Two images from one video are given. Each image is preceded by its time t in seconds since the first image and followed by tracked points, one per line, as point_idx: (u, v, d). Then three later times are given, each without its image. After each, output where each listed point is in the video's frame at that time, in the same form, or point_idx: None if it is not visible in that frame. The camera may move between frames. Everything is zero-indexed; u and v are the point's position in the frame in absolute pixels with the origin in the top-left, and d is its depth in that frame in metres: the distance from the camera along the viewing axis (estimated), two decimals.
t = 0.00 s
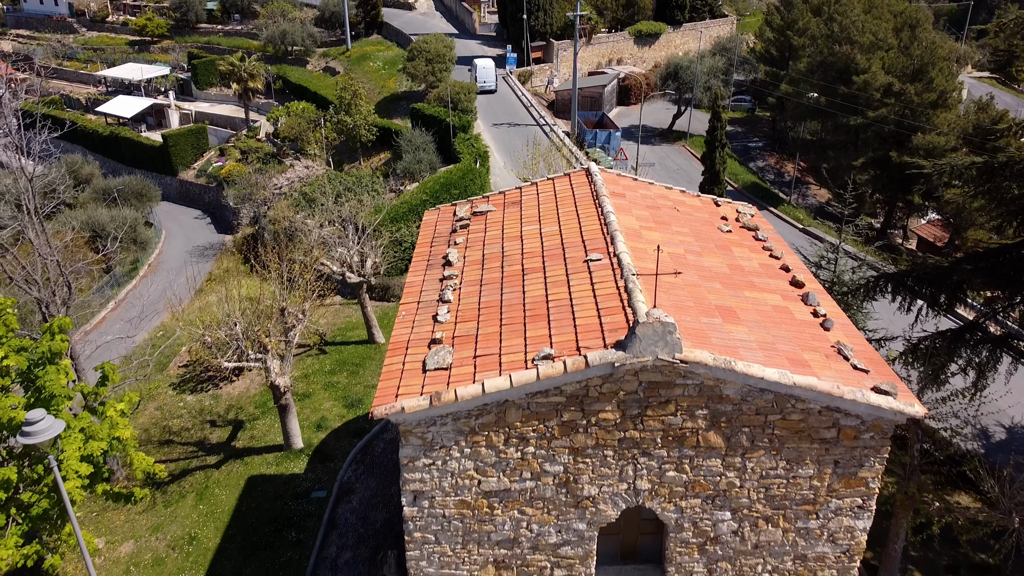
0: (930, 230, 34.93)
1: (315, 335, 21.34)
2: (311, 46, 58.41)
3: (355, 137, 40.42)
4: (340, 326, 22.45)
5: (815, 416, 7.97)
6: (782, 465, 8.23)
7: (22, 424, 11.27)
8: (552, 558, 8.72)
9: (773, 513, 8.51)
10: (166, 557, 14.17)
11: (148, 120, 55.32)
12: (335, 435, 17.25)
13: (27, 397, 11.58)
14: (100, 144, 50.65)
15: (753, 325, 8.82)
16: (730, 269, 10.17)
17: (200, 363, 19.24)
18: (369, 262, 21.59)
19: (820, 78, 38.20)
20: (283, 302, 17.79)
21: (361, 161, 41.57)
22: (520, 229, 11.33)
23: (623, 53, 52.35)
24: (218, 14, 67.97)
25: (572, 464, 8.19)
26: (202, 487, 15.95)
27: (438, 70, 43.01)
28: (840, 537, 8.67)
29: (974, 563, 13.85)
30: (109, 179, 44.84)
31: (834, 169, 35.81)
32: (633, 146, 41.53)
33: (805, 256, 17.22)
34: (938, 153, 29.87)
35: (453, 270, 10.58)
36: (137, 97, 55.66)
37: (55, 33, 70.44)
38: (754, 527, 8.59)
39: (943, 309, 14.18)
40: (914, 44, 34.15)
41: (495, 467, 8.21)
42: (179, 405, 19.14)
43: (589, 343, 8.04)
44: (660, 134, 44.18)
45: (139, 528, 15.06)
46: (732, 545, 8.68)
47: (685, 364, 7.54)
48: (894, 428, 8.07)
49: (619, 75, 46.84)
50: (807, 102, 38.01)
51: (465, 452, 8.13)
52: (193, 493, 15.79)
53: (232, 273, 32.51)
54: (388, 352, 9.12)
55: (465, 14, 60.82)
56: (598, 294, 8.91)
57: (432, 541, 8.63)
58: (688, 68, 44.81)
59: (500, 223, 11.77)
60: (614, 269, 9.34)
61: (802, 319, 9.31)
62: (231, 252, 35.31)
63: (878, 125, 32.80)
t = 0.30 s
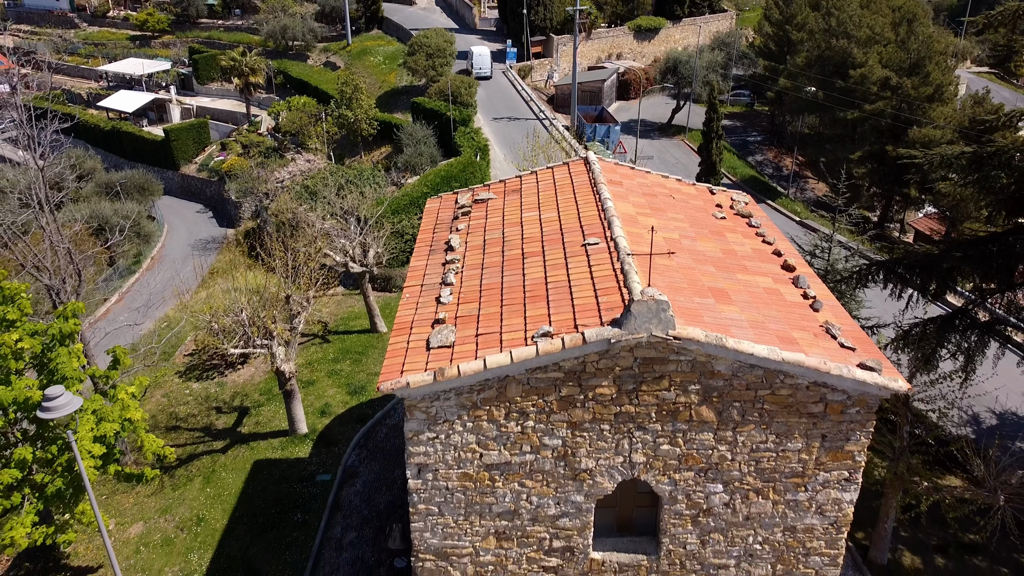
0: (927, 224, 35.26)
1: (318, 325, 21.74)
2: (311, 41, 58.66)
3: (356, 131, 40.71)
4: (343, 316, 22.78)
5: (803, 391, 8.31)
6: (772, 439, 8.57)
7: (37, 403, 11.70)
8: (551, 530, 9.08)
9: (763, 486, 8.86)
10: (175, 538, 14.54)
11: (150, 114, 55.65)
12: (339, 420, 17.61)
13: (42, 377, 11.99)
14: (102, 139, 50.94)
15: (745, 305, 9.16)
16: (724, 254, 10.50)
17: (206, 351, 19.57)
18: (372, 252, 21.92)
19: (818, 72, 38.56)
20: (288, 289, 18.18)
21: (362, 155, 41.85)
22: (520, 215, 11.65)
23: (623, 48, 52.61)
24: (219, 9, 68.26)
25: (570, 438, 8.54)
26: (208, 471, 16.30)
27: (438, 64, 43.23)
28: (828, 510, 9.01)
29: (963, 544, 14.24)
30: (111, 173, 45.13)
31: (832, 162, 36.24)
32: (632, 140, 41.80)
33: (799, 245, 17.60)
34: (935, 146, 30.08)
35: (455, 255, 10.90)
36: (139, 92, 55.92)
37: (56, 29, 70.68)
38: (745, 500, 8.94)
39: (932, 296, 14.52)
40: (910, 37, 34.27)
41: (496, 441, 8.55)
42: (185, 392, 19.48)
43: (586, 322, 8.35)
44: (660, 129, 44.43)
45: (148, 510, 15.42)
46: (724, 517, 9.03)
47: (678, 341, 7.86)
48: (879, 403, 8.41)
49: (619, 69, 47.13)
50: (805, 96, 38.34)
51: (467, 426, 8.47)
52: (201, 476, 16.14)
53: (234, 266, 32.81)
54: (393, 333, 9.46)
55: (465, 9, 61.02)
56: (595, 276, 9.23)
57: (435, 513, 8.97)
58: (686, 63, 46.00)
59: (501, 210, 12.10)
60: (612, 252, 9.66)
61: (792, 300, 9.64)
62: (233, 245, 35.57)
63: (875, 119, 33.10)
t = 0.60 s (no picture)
0: (923, 218, 35.45)
1: (322, 317, 22.16)
2: (312, 38, 58.99)
3: (357, 128, 41.10)
4: (345, 308, 23.13)
5: (792, 369, 8.65)
6: (762, 416, 8.91)
7: (51, 387, 12.03)
8: (550, 505, 9.43)
9: (754, 462, 9.21)
10: (183, 521, 14.88)
11: (152, 112, 56.14)
12: (342, 408, 17.98)
13: (54, 362, 12.30)
14: (105, 136, 51.35)
15: (736, 289, 9.51)
16: (718, 241, 10.85)
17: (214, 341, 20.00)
18: (374, 244, 22.26)
19: (815, 69, 38.96)
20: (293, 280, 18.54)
21: (363, 151, 42.19)
22: (520, 205, 11.99)
23: (622, 45, 52.92)
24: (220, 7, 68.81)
25: (568, 415, 8.89)
26: (215, 457, 16.65)
27: (439, 61, 43.62)
28: (817, 485, 9.36)
29: (952, 527, 14.60)
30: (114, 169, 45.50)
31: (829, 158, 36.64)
32: (631, 137, 42.17)
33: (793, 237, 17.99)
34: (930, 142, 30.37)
35: (457, 243, 11.24)
36: (141, 89, 56.29)
37: (58, 26, 71.08)
38: (737, 475, 9.29)
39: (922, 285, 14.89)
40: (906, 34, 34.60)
41: (497, 418, 8.90)
42: (191, 382, 19.84)
43: (584, 303, 8.69)
44: (659, 125, 44.75)
45: (156, 495, 15.77)
46: (717, 492, 9.38)
47: (672, 321, 8.21)
48: (865, 381, 8.74)
49: (618, 67, 47.52)
50: (802, 93, 38.75)
51: (470, 404, 8.82)
52: (208, 463, 16.48)
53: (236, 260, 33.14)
54: (397, 315, 9.81)
55: (465, 7, 61.33)
56: (593, 260, 9.56)
57: (438, 489, 9.32)
58: (685, 60, 46.40)
59: (501, 200, 12.45)
60: (609, 238, 9.99)
61: (783, 285, 9.99)
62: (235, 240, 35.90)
63: (871, 115, 33.38)
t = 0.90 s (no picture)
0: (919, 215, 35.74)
1: (325, 310, 22.53)
2: (313, 37, 59.34)
3: (358, 126, 41.47)
4: (348, 301, 23.49)
5: (782, 350, 8.99)
6: (753, 396, 9.25)
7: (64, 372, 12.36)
8: (549, 483, 9.78)
9: (746, 441, 9.55)
10: (191, 506, 15.24)
11: (153, 110, 56.49)
12: (346, 398, 18.33)
13: (66, 347, 12.63)
14: (107, 134, 51.71)
15: (729, 274, 9.85)
16: (712, 230, 11.18)
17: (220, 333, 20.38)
18: (376, 238, 22.60)
19: (812, 67, 39.37)
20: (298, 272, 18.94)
21: (364, 149, 42.51)
22: (520, 195, 12.34)
23: (622, 44, 53.19)
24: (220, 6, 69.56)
25: (566, 395, 9.23)
26: (221, 445, 17.01)
27: (440, 60, 43.99)
28: (806, 464, 9.71)
29: (942, 511, 14.96)
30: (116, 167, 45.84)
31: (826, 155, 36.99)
32: (630, 134, 42.45)
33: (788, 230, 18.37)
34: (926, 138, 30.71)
35: (459, 232, 11.58)
36: (142, 87, 56.62)
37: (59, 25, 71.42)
38: (729, 454, 9.64)
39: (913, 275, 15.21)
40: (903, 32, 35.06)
41: (498, 398, 9.24)
42: (197, 373, 20.18)
43: (582, 287, 9.02)
44: (658, 123, 45.08)
45: (164, 481, 16.14)
46: (710, 470, 9.73)
47: (665, 303, 8.54)
48: (853, 362, 9.08)
49: (617, 65, 47.89)
50: (800, 90, 39.10)
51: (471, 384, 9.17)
52: (214, 450, 16.84)
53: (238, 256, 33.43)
54: (401, 300, 10.16)
55: (465, 5, 61.64)
56: (590, 247, 9.90)
57: (441, 466, 9.67)
58: (684, 58, 47.10)
59: (502, 190, 12.80)
60: (606, 226, 10.33)
61: (774, 271, 10.33)
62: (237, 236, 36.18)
63: (868, 112, 33.82)
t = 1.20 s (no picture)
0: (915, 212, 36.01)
1: (328, 304, 22.92)
2: (314, 36, 59.72)
3: (360, 124, 41.86)
4: (351, 295, 23.89)
5: (772, 332, 9.34)
6: (745, 377, 9.60)
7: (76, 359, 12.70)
8: (549, 462, 10.14)
9: (738, 421, 9.91)
10: (198, 492, 15.59)
11: (155, 109, 56.80)
12: (349, 388, 18.70)
13: (78, 336, 12.97)
14: (109, 133, 52.08)
15: (722, 261, 10.19)
16: (706, 219, 11.53)
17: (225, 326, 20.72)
18: (378, 232, 22.97)
19: (810, 65, 39.75)
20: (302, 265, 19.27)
21: (365, 147, 42.86)
22: (520, 186, 12.69)
23: (621, 43, 53.55)
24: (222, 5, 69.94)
25: (564, 376, 9.58)
26: (227, 434, 17.35)
27: (440, 58, 44.36)
28: (796, 444, 10.06)
29: (933, 497, 15.31)
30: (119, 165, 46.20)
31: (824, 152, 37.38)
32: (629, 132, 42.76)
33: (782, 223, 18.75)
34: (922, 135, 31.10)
35: (461, 222, 11.94)
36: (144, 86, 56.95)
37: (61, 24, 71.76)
38: (722, 434, 9.99)
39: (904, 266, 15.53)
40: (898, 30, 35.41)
41: (499, 378, 9.59)
42: (203, 364, 20.53)
43: (580, 272, 9.36)
44: (656, 121, 45.44)
45: (172, 468, 16.50)
46: (703, 450, 10.08)
47: (659, 287, 8.88)
48: (841, 344, 9.43)
49: (616, 64, 48.29)
50: (798, 89, 39.46)
51: (473, 365, 9.51)
52: (220, 439, 17.19)
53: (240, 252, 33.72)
54: (405, 286, 10.52)
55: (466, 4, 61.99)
56: (588, 235, 10.24)
57: (444, 446, 10.02)
58: (683, 56, 47.52)
59: (503, 182, 13.15)
60: (603, 215, 10.67)
61: (766, 259, 10.67)
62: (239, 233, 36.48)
63: (864, 110, 34.27)
